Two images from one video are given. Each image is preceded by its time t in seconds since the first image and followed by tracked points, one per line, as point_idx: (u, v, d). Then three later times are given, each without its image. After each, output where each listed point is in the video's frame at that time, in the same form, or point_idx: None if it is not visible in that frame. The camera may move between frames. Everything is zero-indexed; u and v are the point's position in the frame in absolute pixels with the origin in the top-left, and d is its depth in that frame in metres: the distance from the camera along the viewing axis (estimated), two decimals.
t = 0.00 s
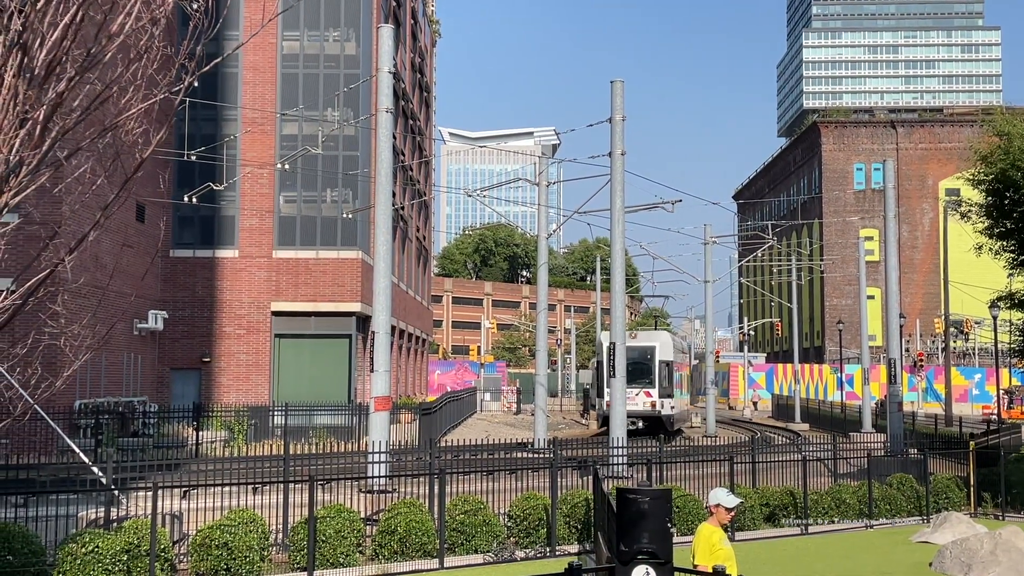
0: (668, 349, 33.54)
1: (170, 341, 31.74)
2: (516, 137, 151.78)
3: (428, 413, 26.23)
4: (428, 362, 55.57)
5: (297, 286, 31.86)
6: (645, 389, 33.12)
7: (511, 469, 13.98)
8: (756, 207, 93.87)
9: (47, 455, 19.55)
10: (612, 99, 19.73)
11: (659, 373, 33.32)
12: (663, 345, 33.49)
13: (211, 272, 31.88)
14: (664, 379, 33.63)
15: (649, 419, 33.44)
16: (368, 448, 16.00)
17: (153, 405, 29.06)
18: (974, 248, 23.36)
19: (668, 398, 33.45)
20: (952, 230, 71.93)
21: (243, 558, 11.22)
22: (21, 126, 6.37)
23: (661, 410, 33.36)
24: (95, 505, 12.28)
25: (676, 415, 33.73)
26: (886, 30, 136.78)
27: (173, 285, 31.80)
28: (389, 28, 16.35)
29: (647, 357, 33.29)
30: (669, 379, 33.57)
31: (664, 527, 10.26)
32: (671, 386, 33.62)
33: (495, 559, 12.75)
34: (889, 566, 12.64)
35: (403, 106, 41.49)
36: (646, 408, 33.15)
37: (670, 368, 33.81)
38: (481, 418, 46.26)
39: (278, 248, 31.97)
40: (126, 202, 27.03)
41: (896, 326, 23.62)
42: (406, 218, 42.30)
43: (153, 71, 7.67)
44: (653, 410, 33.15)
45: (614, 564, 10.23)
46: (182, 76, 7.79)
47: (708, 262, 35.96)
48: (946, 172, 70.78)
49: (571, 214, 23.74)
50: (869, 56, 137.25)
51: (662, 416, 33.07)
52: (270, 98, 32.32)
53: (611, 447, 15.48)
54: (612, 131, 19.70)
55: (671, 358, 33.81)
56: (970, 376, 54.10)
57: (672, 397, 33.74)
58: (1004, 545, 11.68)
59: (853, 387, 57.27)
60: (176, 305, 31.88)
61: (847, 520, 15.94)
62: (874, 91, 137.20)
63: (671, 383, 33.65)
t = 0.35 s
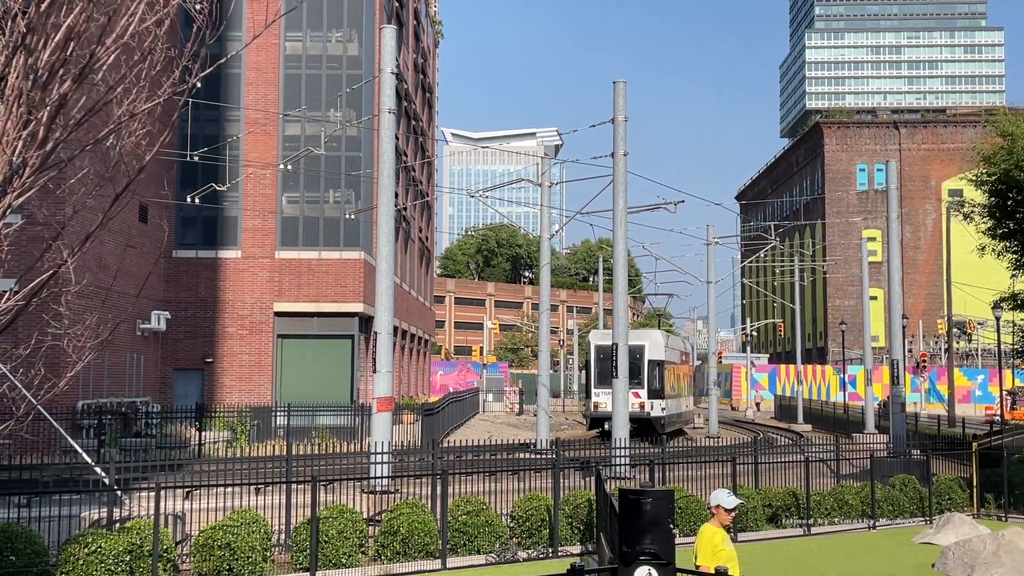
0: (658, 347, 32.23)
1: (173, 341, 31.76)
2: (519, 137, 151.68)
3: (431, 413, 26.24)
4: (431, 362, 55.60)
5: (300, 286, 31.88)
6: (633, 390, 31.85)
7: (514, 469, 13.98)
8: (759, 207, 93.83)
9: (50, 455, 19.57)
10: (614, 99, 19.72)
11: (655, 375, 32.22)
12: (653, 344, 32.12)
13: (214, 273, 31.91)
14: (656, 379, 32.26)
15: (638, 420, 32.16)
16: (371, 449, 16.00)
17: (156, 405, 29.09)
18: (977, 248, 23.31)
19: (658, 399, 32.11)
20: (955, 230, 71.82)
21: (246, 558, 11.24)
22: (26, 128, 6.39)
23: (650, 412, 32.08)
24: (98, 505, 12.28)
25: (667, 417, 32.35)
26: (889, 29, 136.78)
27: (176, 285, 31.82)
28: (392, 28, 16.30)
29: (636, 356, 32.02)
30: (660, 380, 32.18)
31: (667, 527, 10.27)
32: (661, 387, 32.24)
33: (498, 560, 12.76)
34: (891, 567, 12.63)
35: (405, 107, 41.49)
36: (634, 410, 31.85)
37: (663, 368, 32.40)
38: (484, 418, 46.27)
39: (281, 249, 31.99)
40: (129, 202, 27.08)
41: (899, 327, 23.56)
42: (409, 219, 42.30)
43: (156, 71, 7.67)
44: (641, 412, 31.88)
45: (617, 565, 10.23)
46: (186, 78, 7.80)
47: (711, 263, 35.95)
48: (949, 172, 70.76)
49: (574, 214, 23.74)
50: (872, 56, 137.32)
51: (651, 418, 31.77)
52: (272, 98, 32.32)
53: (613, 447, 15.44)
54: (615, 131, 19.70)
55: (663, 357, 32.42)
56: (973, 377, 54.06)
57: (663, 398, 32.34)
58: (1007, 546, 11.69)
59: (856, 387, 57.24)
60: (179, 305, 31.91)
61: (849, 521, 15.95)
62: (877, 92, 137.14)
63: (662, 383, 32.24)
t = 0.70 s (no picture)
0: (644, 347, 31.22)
1: (174, 342, 31.76)
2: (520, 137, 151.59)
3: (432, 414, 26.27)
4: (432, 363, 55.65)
5: (301, 287, 31.89)
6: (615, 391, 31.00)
7: (515, 470, 13.97)
8: (760, 208, 93.83)
9: (51, 456, 19.55)
10: (615, 100, 19.73)
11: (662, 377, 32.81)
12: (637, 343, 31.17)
13: (215, 274, 31.91)
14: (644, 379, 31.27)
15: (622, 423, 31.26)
16: (372, 450, 16.01)
17: (157, 406, 29.07)
18: (979, 250, 23.28)
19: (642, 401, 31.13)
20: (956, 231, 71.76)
21: (247, 559, 11.23)
22: (25, 129, 6.37)
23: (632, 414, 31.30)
24: (100, 506, 12.27)
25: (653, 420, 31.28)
26: (890, 32, 136.83)
27: (177, 286, 31.81)
28: (393, 30, 16.29)
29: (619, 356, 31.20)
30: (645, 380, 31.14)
31: (666, 528, 10.26)
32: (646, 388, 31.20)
33: (499, 561, 12.74)
34: (893, 568, 12.62)
35: (407, 108, 41.48)
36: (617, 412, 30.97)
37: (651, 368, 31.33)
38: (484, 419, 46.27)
39: (282, 250, 32.00)
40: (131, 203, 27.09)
41: (900, 328, 23.52)
42: (410, 220, 42.31)
43: (157, 73, 7.66)
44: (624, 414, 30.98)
45: (618, 567, 10.24)
46: (187, 78, 7.78)
47: (712, 265, 35.96)
48: (950, 173, 70.79)
49: (575, 214, 23.76)
50: (873, 58, 137.45)
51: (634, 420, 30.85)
52: (274, 99, 32.32)
53: (613, 448, 15.40)
54: (616, 132, 19.70)
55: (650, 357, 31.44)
56: (974, 378, 54.07)
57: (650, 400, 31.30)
58: (1008, 548, 11.68)
59: (857, 389, 57.25)
60: (181, 306, 31.91)
61: (851, 522, 15.95)
62: (879, 93, 137.16)
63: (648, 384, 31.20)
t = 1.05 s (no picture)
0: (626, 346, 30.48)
1: (175, 343, 31.75)
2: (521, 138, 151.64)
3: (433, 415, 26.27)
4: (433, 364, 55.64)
5: (302, 288, 31.89)
6: (595, 392, 30.20)
7: (515, 471, 13.97)
8: (761, 210, 93.84)
9: (51, 457, 19.54)
10: (617, 102, 19.73)
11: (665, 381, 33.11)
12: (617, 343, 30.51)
13: (216, 275, 31.92)
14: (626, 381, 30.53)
15: (602, 426, 30.32)
16: (373, 451, 16.03)
17: (157, 407, 29.06)
18: (981, 252, 23.24)
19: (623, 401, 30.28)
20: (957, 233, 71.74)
21: (247, 561, 11.22)
22: (26, 132, 6.36)
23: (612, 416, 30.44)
24: (100, 507, 12.27)
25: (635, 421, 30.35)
26: (891, 34, 136.94)
27: (177, 287, 31.80)
28: (394, 32, 16.32)
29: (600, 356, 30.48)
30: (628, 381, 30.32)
31: (666, 530, 10.33)
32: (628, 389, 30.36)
33: (500, 563, 12.72)
34: (894, 570, 12.61)
35: (407, 109, 41.46)
36: (596, 414, 30.11)
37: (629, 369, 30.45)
38: (485, 421, 46.25)
39: (283, 251, 32.00)
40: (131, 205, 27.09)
41: (900, 330, 23.49)
42: (410, 221, 42.30)
43: (157, 74, 7.64)
44: (604, 415, 30.14)
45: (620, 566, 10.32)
46: (187, 79, 7.76)
47: (713, 266, 35.95)
48: (951, 175, 70.81)
49: (576, 216, 23.77)
50: (874, 59, 137.50)
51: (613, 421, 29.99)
52: (274, 100, 32.34)
53: (613, 449, 15.35)
54: (617, 134, 19.70)
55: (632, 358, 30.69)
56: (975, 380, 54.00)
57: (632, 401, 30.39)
58: (1009, 550, 11.67)
59: (858, 390, 57.24)
60: (181, 307, 31.89)
61: (852, 524, 15.93)
62: (879, 95, 137.22)
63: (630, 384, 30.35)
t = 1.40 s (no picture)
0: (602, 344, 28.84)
1: (175, 344, 31.78)
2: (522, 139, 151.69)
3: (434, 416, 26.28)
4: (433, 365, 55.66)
5: (302, 289, 31.90)
6: (569, 393, 28.53)
7: (516, 472, 13.96)
8: (762, 211, 93.84)
9: (52, 459, 19.55)
10: (617, 103, 19.74)
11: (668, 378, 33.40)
12: (594, 342, 28.88)
13: (216, 276, 31.94)
14: (603, 382, 28.90)
15: (576, 429, 28.61)
16: (373, 452, 16.04)
17: (158, 409, 29.08)
18: (982, 254, 23.20)
19: (599, 402, 28.63)
20: (958, 234, 71.73)
21: (248, 562, 11.23)
22: (27, 132, 6.38)
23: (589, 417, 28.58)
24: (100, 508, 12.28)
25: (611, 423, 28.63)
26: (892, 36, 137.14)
27: (178, 288, 31.82)
28: (395, 33, 16.37)
29: (575, 355, 28.81)
30: (605, 382, 28.69)
31: (667, 532, 10.40)
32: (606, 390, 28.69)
33: (501, 564, 12.72)
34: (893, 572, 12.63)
35: (408, 110, 41.46)
36: (571, 416, 28.42)
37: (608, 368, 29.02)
38: (485, 423, 46.25)
39: (283, 252, 32.01)
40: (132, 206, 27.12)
41: (902, 331, 23.42)
42: (411, 222, 42.30)
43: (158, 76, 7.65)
44: (578, 418, 28.43)
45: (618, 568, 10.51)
46: (188, 81, 7.75)
47: (714, 268, 35.96)
48: (952, 176, 70.77)
49: (576, 217, 23.77)
50: (875, 61, 137.65)
51: (588, 423, 28.32)
52: (275, 102, 32.38)
53: (614, 451, 15.34)
54: (617, 135, 19.72)
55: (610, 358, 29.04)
56: (976, 382, 53.93)
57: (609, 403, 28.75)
58: (1010, 552, 11.65)
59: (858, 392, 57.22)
60: (182, 308, 31.90)
61: (852, 525, 15.92)
62: (880, 96, 137.33)
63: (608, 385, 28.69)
